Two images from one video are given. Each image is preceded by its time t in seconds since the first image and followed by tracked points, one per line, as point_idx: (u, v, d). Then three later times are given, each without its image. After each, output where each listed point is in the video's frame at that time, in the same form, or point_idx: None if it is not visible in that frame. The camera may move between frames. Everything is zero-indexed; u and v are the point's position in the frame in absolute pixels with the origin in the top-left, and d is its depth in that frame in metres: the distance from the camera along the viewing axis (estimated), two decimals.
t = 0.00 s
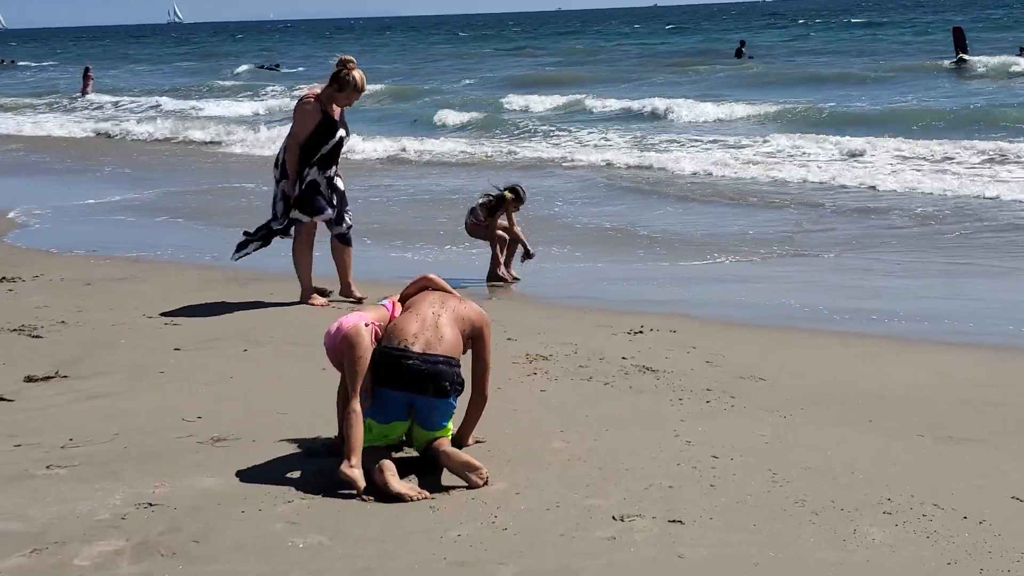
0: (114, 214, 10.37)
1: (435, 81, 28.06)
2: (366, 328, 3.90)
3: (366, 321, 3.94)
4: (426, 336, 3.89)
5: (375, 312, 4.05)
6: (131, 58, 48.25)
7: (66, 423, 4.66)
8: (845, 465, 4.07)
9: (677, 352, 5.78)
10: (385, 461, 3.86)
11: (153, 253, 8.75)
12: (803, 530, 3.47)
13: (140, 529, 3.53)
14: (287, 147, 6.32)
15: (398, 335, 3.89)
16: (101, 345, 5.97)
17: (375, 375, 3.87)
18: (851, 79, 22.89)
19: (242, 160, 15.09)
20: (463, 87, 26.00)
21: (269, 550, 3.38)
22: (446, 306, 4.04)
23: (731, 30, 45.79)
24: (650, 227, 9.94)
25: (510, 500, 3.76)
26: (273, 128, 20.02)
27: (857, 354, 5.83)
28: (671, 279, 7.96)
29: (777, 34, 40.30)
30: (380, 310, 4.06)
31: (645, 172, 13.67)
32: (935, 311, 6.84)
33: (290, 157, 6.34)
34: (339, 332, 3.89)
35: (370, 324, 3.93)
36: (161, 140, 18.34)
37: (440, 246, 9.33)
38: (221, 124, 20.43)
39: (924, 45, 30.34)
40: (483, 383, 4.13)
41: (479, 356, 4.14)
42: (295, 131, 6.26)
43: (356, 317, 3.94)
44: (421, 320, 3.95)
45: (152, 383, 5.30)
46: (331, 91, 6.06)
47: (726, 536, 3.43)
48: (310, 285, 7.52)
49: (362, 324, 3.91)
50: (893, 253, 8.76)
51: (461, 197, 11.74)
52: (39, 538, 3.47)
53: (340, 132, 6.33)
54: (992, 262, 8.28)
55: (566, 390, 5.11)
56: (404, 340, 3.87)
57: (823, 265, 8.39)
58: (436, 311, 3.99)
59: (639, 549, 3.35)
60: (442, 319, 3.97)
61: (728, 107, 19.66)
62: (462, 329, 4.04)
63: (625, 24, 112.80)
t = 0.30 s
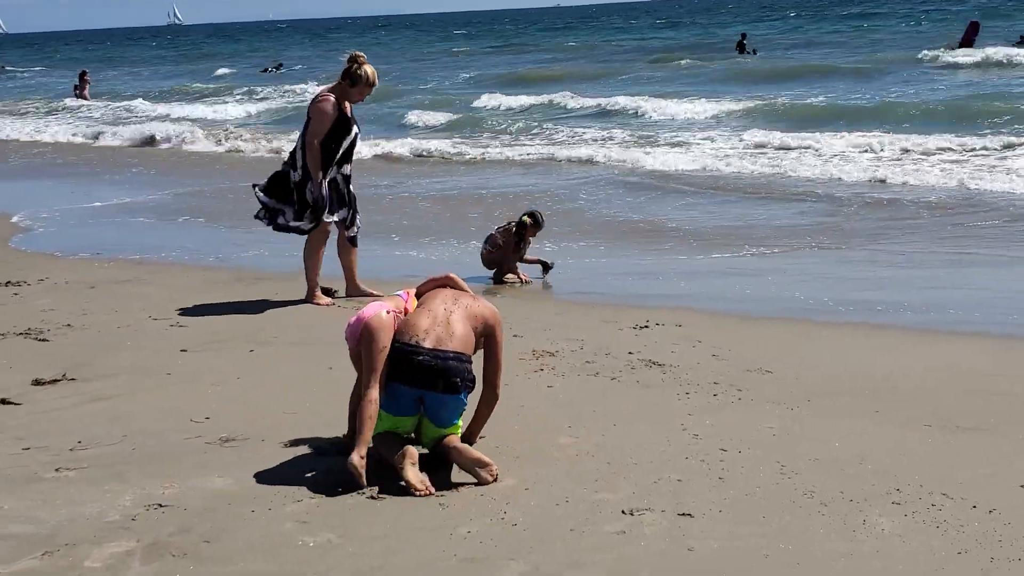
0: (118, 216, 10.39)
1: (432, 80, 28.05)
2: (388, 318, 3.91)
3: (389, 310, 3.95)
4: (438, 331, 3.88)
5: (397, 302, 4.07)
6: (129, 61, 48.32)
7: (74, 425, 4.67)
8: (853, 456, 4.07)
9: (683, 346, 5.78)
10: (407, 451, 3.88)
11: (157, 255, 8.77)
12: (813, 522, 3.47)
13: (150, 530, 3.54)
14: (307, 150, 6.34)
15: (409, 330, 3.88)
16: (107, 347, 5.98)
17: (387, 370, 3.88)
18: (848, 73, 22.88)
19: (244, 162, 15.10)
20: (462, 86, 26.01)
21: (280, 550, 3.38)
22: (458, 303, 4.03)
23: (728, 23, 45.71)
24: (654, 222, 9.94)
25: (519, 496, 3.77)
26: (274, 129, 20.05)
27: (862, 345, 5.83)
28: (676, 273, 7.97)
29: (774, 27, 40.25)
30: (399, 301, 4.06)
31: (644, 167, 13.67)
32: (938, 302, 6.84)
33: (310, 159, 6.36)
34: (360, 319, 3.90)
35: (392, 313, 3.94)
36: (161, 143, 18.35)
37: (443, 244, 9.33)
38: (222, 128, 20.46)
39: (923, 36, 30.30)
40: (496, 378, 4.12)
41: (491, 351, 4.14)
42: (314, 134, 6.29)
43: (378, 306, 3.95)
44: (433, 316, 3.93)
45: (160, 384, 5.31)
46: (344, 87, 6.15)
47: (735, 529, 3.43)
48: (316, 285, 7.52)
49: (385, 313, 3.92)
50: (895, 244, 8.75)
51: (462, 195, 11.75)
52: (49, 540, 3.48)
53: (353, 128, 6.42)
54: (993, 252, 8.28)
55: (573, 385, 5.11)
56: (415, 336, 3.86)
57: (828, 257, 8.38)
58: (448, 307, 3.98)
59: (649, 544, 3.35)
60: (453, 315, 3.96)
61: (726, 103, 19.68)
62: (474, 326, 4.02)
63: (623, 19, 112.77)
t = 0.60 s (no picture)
0: (119, 214, 10.38)
1: (432, 76, 27.98)
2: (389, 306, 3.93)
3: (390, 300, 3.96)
4: (432, 325, 3.88)
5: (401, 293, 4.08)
6: (128, 59, 48.25)
7: (76, 423, 4.67)
8: (857, 450, 4.07)
9: (686, 341, 5.78)
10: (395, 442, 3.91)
11: (159, 253, 8.76)
12: (818, 515, 3.47)
13: (155, 527, 3.54)
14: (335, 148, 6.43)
15: (406, 322, 3.89)
16: (110, 345, 5.98)
17: (383, 359, 3.89)
18: (850, 67, 22.82)
19: (245, 159, 15.08)
20: (462, 84, 25.99)
21: (285, 547, 3.38)
22: (458, 298, 4.03)
23: (728, 18, 45.73)
24: (656, 217, 9.94)
25: (523, 491, 3.77)
26: (275, 128, 20.04)
27: (866, 338, 5.82)
28: (679, 268, 7.95)
29: (775, 21, 40.12)
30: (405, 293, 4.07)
31: (645, 163, 13.64)
32: (943, 295, 6.82)
33: (340, 156, 6.46)
34: (360, 306, 3.92)
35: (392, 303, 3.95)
36: (162, 142, 18.34)
37: (445, 240, 9.31)
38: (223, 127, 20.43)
39: (923, 29, 30.28)
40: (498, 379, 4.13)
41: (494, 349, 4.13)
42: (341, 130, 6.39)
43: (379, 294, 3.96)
44: (430, 310, 3.94)
45: (163, 381, 5.31)
46: (359, 78, 6.25)
47: (740, 523, 3.43)
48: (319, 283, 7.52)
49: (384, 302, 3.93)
50: (899, 238, 8.73)
51: (464, 191, 11.74)
52: (54, 538, 3.48)
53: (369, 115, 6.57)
54: (998, 245, 8.25)
55: (575, 381, 5.11)
56: (410, 327, 3.86)
57: (831, 251, 8.36)
58: (446, 302, 3.99)
59: (653, 538, 3.35)
60: (451, 310, 3.96)
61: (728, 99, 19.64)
62: (473, 322, 4.02)
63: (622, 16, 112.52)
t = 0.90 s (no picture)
0: (121, 210, 10.35)
1: (430, 72, 27.95)
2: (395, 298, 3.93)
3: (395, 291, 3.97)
4: (432, 319, 3.89)
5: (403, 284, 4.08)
6: (126, 56, 48.19)
7: (84, 420, 4.67)
8: (867, 444, 4.07)
9: (692, 335, 5.78)
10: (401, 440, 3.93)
11: (162, 249, 8.74)
12: (830, 509, 3.47)
13: (167, 525, 3.54)
14: (367, 139, 6.53)
15: (405, 317, 3.91)
16: (115, 342, 5.97)
17: (385, 356, 3.90)
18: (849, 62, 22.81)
19: (245, 155, 15.04)
20: (462, 81, 25.95)
21: (298, 544, 3.38)
22: (456, 291, 4.05)
23: (726, 14, 45.64)
24: (658, 212, 9.93)
25: (534, 486, 3.77)
26: (275, 125, 20.00)
27: (872, 332, 5.81)
28: (683, 263, 7.94)
29: (773, 14, 40.08)
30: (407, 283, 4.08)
31: (647, 159, 13.62)
32: (948, 289, 6.81)
33: (373, 149, 6.58)
34: (366, 298, 3.91)
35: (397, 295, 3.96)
36: (162, 137, 18.29)
37: (448, 236, 9.30)
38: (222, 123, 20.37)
39: (922, 22, 30.25)
40: (499, 373, 4.18)
41: (494, 340, 4.16)
42: (370, 121, 6.51)
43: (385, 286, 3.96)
44: (429, 305, 3.96)
45: (168, 378, 5.30)
46: (373, 69, 6.44)
47: (751, 517, 3.43)
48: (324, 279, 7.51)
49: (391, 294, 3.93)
50: (902, 232, 8.72)
51: (466, 186, 11.72)
52: (66, 535, 3.47)
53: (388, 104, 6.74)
54: (1002, 238, 8.25)
55: (582, 376, 5.11)
56: (410, 323, 3.88)
57: (834, 244, 8.35)
58: (444, 295, 4.01)
59: (666, 533, 3.34)
60: (450, 304, 3.98)
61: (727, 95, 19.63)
62: (472, 314, 4.04)
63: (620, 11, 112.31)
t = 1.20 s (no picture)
0: (119, 206, 10.30)
1: (423, 66, 27.85)
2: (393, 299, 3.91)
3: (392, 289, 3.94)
4: (433, 317, 3.87)
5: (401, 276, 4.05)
6: (117, 52, 47.94)
7: (91, 417, 4.64)
8: (881, 437, 4.06)
9: (699, 329, 5.77)
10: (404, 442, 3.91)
11: (163, 244, 8.70)
12: (847, 503, 3.46)
13: (181, 522, 3.51)
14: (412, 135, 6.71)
15: (407, 316, 3.89)
16: (119, 339, 5.94)
17: (388, 357, 3.88)
18: (844, 57, 22.79)
19: (242, 150, 15.00)
20: (456, 75, 25.90)
21: (314, 540, 3.36)
22: (458, 286, 4.02)
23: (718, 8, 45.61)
24: (658, 205, 9.92)
25: (549, 482, 3.75)
26: (269, 119, 19.95)
27: (878, 324, 5.81)
28: (686, 256, 7.92)
29: (766, 7, 40.11)
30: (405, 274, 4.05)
31: (644, 152, 13.61)
32: (952, 280, 6.81)
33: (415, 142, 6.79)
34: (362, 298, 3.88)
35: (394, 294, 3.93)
36: (157, 133, 18.21)
37: (448, 230, 9.28)
38: (216, 118, 20.31)
39: (915, 15, 30.26)
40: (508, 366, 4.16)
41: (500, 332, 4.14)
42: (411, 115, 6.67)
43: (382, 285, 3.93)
44: (430, 301, 3.93)
45: (174, 375, 5.27)
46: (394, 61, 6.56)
47: (768, 512, 3.42)
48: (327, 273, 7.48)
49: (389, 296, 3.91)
50: (906, 224, 8.70)
51: (464, 181, 11.70)
52: (79, 533, 3.45)
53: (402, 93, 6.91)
54: (1005, 230, 8.25)
55: (590, 371, 5.09)
56: (412, 322, 3.86)
57: (837, 237, 8.34)
58: (445, 291, 3.98)
59: (684, 528, 3.33)
60: (453, 299, 3.95)
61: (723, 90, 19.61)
62: (473, 309, 4.01)
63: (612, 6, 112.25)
